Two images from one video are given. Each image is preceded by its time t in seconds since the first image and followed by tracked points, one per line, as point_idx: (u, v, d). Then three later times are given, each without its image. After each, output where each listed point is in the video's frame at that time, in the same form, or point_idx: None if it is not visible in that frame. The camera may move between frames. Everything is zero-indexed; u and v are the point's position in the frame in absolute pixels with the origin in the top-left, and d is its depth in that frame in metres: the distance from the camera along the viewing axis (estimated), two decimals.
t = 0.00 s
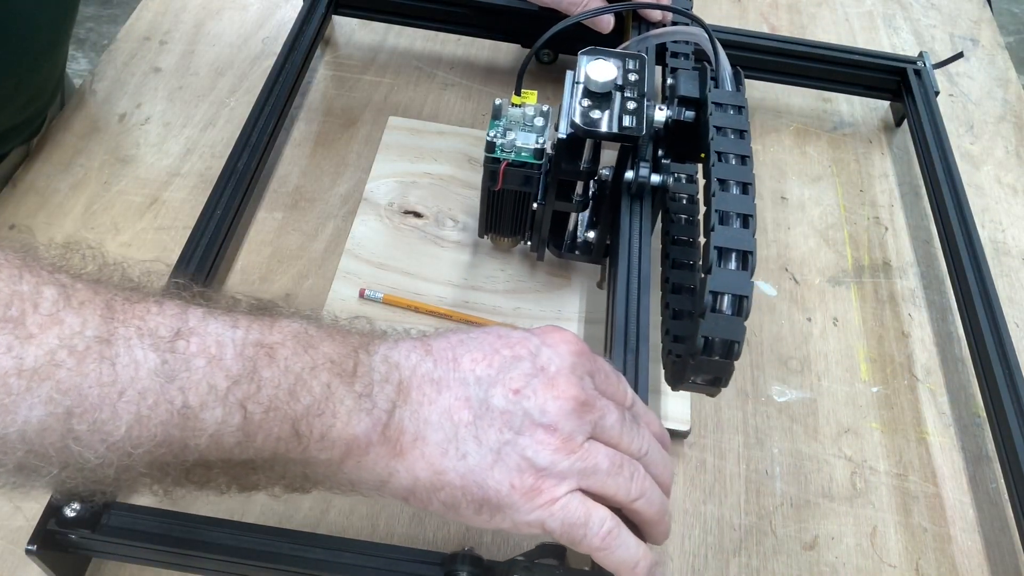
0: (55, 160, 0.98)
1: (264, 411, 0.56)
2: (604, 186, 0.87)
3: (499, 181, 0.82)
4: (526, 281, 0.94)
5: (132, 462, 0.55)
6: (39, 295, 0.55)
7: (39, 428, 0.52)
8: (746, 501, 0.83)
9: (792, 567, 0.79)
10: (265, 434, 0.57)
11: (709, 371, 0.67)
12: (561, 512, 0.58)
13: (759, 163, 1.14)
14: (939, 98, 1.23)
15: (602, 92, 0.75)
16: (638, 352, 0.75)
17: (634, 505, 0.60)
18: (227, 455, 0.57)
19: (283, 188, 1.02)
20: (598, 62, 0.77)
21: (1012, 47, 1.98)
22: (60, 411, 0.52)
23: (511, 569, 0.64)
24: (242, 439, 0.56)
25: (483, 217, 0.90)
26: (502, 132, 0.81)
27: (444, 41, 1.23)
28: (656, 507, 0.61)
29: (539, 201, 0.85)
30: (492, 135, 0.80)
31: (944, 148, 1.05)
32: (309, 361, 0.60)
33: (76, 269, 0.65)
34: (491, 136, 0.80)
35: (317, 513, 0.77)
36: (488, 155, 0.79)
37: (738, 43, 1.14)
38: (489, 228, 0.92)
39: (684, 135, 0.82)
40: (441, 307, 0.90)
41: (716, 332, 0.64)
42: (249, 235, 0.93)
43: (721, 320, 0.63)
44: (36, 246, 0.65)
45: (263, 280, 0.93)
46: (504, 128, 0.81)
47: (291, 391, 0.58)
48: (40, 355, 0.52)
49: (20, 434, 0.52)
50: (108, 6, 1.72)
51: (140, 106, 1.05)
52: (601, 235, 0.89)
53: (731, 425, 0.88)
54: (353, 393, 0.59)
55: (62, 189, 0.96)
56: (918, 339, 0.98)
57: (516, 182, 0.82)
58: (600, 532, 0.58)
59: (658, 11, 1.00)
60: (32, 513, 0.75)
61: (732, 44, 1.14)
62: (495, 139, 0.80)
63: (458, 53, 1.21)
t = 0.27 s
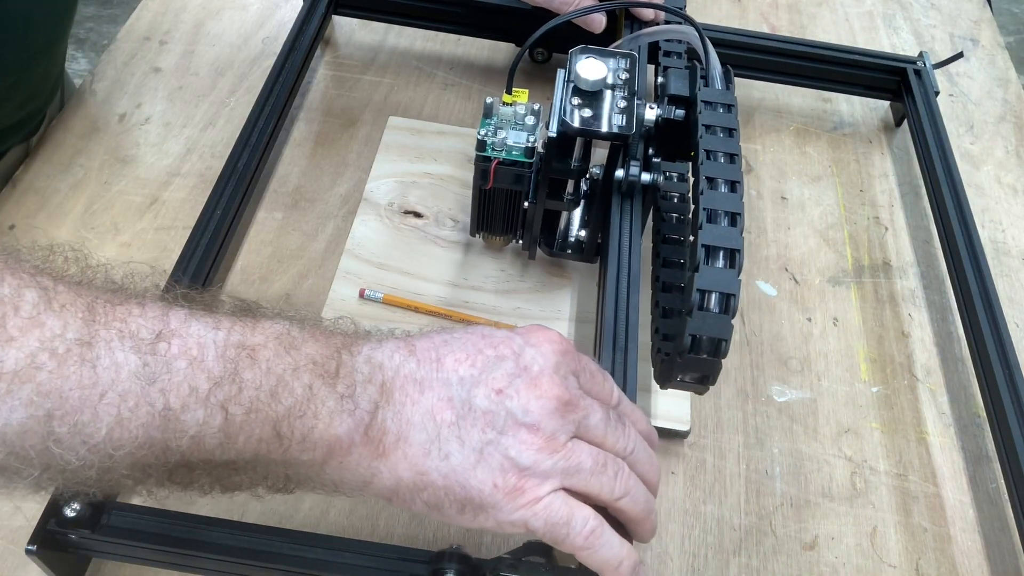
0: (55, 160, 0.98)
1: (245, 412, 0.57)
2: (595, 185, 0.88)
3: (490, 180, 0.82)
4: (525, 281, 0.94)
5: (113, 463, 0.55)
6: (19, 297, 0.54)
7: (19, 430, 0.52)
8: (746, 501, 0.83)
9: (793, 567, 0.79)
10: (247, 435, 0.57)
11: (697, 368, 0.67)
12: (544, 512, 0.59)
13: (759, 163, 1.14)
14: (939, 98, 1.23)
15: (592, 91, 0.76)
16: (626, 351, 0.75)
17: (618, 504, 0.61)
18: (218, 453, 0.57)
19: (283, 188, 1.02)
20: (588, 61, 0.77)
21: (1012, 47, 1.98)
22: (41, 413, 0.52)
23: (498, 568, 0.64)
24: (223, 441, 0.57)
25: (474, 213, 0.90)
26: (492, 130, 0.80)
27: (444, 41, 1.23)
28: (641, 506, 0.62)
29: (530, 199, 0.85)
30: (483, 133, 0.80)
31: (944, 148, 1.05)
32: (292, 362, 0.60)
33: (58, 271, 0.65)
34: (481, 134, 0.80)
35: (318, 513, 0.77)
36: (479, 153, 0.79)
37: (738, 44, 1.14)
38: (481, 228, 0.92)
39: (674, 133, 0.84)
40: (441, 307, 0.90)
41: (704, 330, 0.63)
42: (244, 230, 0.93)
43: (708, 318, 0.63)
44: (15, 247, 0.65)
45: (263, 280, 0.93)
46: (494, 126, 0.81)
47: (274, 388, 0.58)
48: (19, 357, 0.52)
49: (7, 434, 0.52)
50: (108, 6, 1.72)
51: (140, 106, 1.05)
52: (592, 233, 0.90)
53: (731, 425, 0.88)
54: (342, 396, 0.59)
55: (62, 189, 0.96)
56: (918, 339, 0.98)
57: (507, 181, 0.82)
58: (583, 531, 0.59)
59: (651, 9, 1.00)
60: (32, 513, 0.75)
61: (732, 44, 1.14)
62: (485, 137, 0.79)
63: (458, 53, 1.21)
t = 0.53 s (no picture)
0: (54, 160, 0.98)
1: (232, 413, 0.57)
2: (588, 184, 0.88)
3: (484, 178, 0.82)
4: (525, 280, 0.94)
5: (101, 462, 0.56)
6: (8, 297, 0.54)
7: (7, 429, 0.52)
8: (746, 501, 0.83)
9: (793, 567, 0.79)
10: (234, 435, 0.57)
11: (687, 367, 0.67)
12: (532, 512, 0.59)
13: (759, 163, 1.14)
14: (939, 98, 1.23)
15: (585, 90, 0.75)
16: (618, 349, 0.75)
17: (608, 503, 0.61)
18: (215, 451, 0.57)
19: (283, 188, 1.02)
20: (581, 59, 0.76)
21: (1012, 47, 1.98)
22: (28, 412, 0.52)
23: (488, 567, 0.64)
24: (210, 440, 0.57)
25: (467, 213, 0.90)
26: (486, 129, 0.80)
27: (444, 41, 1.23)
28: (631, 506, 0.62)
29: (524, 198, 0.85)
30: (477, 132, 0.80)
31: (944, 148, 1.05)
32: (280, 363, 0.60)
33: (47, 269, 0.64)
34: (475, 133, 0.80)
35: (318, 513, 0.77)
36: (472, 152, 0.80)
37: (738, 44, 1.14)
38: (475, 227, 0.92)
39: (667, 132, 0.84)
40: (441, 307, 0.90)
41: (696, 329, 0.64)
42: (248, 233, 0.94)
43: (700, 316, 0.64)
44: (5, 249, 0.65)
45: (262, 280, 0.93)
46: (488, 125, 0.81)
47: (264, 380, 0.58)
48: (8, 356, 0.52)
49: None
50: (108, 6, 1.72)
51: (140, 106, 1.05)
52: (586, 232, 0.91)
53: (731, 425, 0.88)
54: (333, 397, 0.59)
55: (62, 189, 0.96)
56: (918, 339, 0.98)
57: (501, 180, 0.82)
58: (571, 532, 0.58)
59: (645, 9, 1.00)
60: (32, 513, 0.75)
61: (733, 44, 1.14)
62: (479, 136, 0.80)
63: (458, 53, 1.21)
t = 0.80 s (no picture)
0: (54, 160, 0.98)
1: (220, 414, 0.57)
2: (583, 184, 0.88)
3: (479, 178, 0.82)
4: (524, 280, 0.94)
5: (89, 461, 0.56)
6: None
7: None
8: (746, 501, 0.83)
9: (793, 567, 0.79)
10: (222, 436, 0.57)
11: (680, 366, 0.67)
12: (521, 513, 0.59)
13: (759, 163, 1.14)
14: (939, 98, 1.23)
15: (580, 89, 0.75)
16: (611, 349, 0.75)
17: (598, 504, 0.61)
18: (208, 453, 0.58)
19: (283, 188, 1.02)
20: (576, 58, 0.76)
21: (1012, 47, 1.98)
22: (17, 412, 0.53)
23: (480, 566, 0.61)
24: (198, 441, 0.57)
25: (462, 211, 0.90)
26: (481, 128, 0.80)
27: (444, 41, 1.23)
28: (622, 506, 0.62)
29: (519, 197, 0.85)
30: (472, 131, 0.80)
31: (944, 148, 1.05)
32: (269, 364, 0.60)
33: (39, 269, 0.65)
34: (470, 133, 0.80)
35: (318, 513, 0.77)
36: (467, 151, 0.79)
37: (738, 44, 1.14)
38: (471, 227, 0.92)
39: (661, 132, 0.84)
40: (441, 307, 0.90)
41: (689, 328, 0.64)
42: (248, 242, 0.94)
43: (692, 315, 0.64)
44: None
45: (262, 280, 0.93)
46: (484, 125, 0.81)
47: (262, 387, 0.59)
48: None
49: None
50: (108, 7, 1.72)
51: (140, 106, 1.05)
52: (580, 232, 0.91)
53: (731, 425, 0.88)
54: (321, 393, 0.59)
55: (62, 189, 0.96)
56: (918, 339, 0.98)
57: (496, 179, 0.82)
58: (560, 533, 0.58)
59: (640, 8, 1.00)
60: (32, 513, 0.75)
61: (733, 44, 1.14)
62: (474, 136, 0.80)
63: (458, 54, 1.21)
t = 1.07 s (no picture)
0: (54, 160, 0.98)
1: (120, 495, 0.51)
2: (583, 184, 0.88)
3: (479, 178, 0.82)
4: (524, 279, 0.94)
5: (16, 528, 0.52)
6: None
7: None
8: (746, 501, 0.83)
9: (793, 567, 0.79)
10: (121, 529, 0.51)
11: (681, 366, 0.67)
12: None
13: (759, 163, 1.14)
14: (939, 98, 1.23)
15: (580, 89, 0.76)
16: (611, 348, 0.76)
17: None
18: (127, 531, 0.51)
19: (283, 188, 1.02)
20: (576, 58, 0.76)
21: (1012, 47, 1.98)
22: None
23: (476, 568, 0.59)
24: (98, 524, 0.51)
25: (462, 211, 0.90)
26: (481, 128, 0.81)
27: (444, 41, 1.23)
28: None
29: (519, 198, 0.85)
30: (472, 131, 0.80)
31: (944, 148, 1.05)
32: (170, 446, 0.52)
33: None
34: (471, 133, 0.80)
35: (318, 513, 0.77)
36: (467, 152, 0.79)
37: (738, 44, 1.14)
38: (471, 226, 0.92)
39: (661, 132, 0.83)
40: (441, 307, 0.90)
41: (688, 328, 0.64)
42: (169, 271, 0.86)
43: (692, 316, 0.64)
44: None
45: (263, 280, 0.93)
46: (483, 125, 0.81)
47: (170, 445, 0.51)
48: None
49: None
50: (108, 6, 1.72)
51: (140, 106, 1.05)
52: (580, 232, 0.91)
53: (731, 425, 0.88)
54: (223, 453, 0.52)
55: (62, 189, 0.95)
56: (918, 340, 0.98)
57: (496, 180, 0.82)
58: None
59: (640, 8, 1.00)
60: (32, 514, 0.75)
61: (732, 44, 1.14)
62: (473, 136, 0.80)
63: (458, 54, 1.21)
